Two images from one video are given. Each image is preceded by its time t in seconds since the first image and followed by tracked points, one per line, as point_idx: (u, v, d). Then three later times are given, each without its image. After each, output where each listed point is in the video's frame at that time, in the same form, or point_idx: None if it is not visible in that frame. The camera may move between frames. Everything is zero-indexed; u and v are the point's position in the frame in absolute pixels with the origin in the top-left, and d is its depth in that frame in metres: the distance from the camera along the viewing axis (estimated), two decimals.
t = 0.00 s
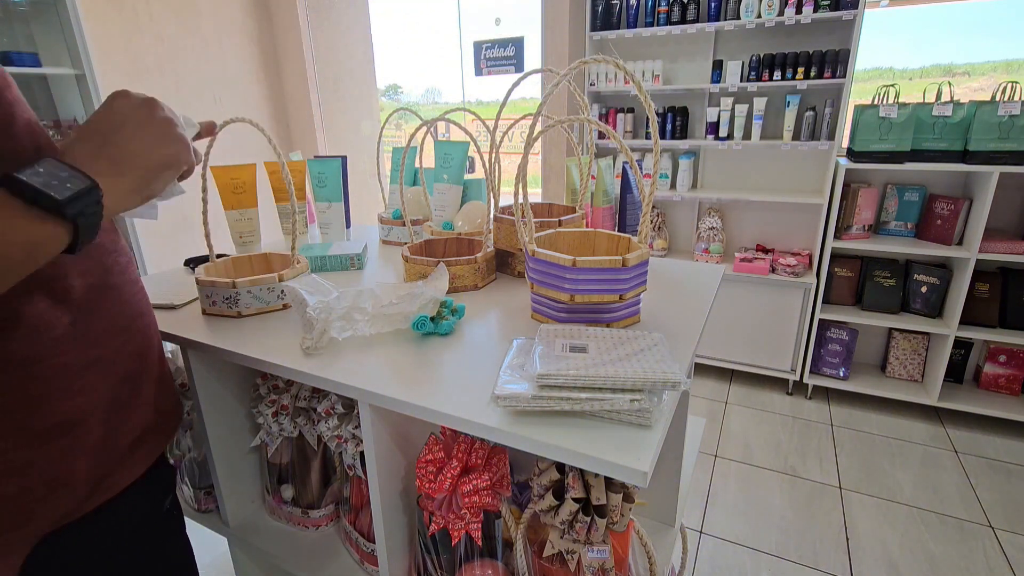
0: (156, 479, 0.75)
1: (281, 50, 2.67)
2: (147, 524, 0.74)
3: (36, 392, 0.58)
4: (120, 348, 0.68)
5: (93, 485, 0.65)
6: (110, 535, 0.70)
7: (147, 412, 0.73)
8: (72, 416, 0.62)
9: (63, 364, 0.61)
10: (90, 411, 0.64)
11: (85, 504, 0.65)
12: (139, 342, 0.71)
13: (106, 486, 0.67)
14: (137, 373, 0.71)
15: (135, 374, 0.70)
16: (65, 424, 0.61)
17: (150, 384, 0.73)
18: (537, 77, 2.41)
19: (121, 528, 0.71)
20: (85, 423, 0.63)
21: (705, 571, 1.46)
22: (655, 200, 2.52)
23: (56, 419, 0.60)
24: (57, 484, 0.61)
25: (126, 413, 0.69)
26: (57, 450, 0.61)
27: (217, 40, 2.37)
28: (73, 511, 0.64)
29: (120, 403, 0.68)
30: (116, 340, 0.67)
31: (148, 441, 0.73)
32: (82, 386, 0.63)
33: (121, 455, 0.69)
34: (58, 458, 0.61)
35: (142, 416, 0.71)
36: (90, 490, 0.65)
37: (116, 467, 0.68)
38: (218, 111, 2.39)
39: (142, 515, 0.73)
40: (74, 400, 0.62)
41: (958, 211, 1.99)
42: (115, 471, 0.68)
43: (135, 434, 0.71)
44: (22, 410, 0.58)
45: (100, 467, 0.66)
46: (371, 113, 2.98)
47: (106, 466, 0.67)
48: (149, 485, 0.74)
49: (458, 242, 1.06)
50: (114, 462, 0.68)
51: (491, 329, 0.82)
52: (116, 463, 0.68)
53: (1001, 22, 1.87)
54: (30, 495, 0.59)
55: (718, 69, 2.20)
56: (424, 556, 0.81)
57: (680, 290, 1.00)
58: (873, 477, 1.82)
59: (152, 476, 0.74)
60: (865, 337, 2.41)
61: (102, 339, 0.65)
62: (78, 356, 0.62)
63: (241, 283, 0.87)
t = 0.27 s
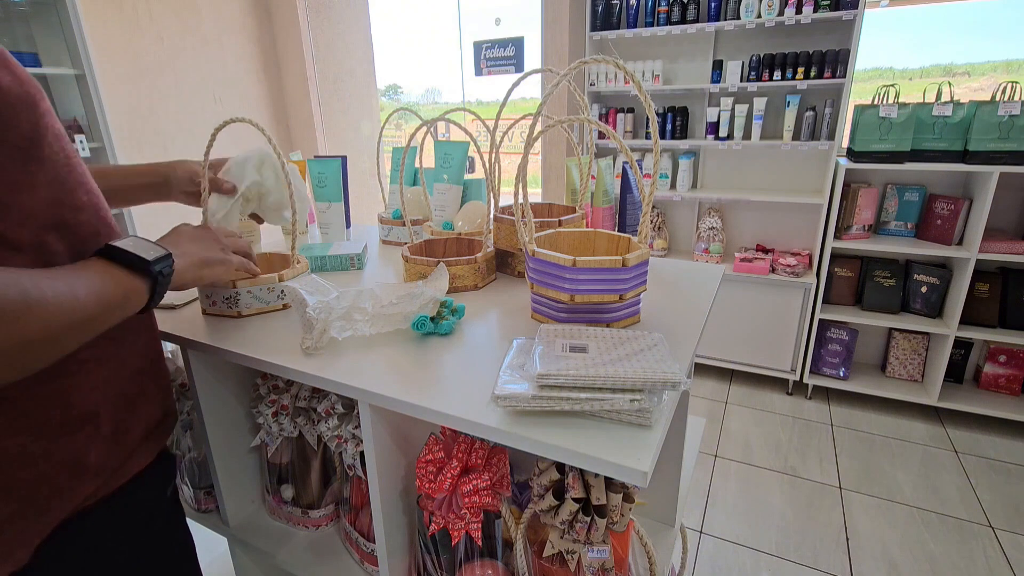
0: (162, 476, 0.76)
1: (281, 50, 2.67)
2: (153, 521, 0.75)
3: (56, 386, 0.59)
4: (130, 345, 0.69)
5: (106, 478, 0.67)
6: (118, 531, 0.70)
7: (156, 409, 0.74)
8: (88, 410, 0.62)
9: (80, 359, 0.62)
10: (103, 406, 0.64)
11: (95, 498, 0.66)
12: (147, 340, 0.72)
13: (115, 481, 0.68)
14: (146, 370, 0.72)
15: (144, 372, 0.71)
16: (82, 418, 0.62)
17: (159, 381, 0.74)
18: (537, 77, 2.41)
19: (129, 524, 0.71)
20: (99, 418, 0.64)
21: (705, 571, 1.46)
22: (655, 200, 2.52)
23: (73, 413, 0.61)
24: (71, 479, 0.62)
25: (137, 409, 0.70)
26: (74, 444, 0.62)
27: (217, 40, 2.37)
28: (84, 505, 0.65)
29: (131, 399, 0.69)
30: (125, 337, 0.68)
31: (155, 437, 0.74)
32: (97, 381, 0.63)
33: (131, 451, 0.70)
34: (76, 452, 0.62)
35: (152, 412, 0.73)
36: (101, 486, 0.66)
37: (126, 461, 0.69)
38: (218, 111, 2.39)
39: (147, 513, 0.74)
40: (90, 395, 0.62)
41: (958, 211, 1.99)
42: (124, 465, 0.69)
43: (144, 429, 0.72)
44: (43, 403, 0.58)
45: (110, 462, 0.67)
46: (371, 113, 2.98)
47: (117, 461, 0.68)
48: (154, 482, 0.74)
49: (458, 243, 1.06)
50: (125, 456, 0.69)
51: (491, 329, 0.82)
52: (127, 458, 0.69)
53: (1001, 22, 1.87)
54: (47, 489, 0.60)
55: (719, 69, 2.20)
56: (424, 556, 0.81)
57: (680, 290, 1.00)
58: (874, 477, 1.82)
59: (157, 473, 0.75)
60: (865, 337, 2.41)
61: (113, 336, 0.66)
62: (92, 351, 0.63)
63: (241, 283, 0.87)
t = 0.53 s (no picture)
0: (161, 471, 0.76)
1: (281, 50, 2.67)
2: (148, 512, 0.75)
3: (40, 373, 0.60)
4: (135, 338, 0.69)
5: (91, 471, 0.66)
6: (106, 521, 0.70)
7: (158, 404, 0.74)
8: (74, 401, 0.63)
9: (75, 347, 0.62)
10: (95, 397, 0.65)
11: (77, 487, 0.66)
12: (155, 334, 0.72)
13: (101, 474, 0.68)
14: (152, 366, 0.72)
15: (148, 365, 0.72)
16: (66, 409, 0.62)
17: (166, 375, 0.75)
18: (537, 77, 2.41)
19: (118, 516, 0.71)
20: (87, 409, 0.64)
21: (705, 571, 1.46)
22: (655, 200, 2.52)
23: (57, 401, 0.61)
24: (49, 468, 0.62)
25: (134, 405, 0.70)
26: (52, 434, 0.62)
27: (217, 40, 2.37)
28: (67, 494, 0.65)
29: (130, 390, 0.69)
30: (130, 329, 0.69)
31: (153, 432, 0.73)
32: (87, 372, 0.64)
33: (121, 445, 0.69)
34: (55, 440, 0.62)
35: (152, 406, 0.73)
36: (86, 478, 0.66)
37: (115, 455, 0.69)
38: (218, 111, 2.39)
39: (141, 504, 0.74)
40: (76, 387, 0.63)
41: (958, 211, 1.99)
42: (113, 458, 0.68)
43: (142, 424, 0.71)
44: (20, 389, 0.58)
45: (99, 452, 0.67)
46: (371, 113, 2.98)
47: (106, 453, 0.68)
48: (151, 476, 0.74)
49: (458, 243, 1.06)
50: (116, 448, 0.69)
51: (491, 329, 0.82)
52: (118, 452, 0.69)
53: (1002, 22, 1.87)
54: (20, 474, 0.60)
55: (719, 69, 2.20)
56: (424, 556, 0.81)
57: (680, 290, 1.00)
58: (873, 477, 1.82)
59: (156, 467, 0.75)
60: (865, 337, 2.41)
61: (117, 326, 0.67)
62: (87, 341, 0.63)
63: (241, 283, 0.87)
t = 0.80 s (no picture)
0: (160, 470, 0.75)
1: (280, 50, 2.67)
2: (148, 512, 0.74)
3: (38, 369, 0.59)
4: (133, 335, 0.69)
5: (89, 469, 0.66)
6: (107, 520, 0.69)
7: (156, 402, 0.73)
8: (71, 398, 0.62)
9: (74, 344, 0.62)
10: (94, 394, 0.64)
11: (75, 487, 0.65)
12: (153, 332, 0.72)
13: (99, 472, 0.67)
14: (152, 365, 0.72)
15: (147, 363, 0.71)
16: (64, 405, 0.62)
17: (165, 374, 0.74)
18: (537, 77, 2.41)
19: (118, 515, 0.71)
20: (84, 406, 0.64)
21: (705, 571, 1.46)
22: (655, 200, 2.52)
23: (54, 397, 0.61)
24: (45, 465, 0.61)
25: (133, 403, 0.70)
26: (48, 431, 0.61)
27: (217, 40, 2.37)
28: (65, 494, 0.64)
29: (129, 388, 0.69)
30: (129, 326, 0.68)
31: (152, 430, 0.73)
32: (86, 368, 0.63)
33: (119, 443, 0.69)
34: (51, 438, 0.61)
35: (151, 405, 0.72)
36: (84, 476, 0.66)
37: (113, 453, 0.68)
38: (218, 111, 2.39)
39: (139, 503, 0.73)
40: (73, 383, 0.62)
41: (958, 211, 1.99)
42: (110, 456, 0.68)
43: (141, 422, 0.71)
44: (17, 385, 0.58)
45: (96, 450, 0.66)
46: (371, 113, 2.98)
47: (103, 451, 0.67)
48: (150, 474, 0.74)
49: (458, 243, 1.06)
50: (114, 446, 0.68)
51: (491, 329, 0.82)
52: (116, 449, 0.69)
53: (1002, 22, 1.87)
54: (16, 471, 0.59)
55: (718, 69, 2.20)
56: (424, 555, 0.81)
57: (680, 290, 1.00)
58: (873, 477, 1.82)
59: (156, 466, 0.75)
60: (865, 337, 2.41)
61: (114, 323, 0.66)
62: (85, 338, 0.63)
63: (241, 284, 0.86)
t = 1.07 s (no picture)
0: (162, 470, 0.75)
1: (281, 50, 2.67)
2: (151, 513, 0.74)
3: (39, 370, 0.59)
4: (135, 335, 0.69)
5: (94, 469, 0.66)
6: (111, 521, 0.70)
7: (160, 402, 0.73)
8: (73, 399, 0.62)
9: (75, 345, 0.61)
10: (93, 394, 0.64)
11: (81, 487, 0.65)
12: (156, 332, 0.72)
13: (104, 473, 0.67)
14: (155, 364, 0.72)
15: (149, 363, 0.71)
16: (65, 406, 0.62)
17: (169, 373, 0.74)
18: (537, 77, 2.41)
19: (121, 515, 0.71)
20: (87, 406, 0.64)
21: (705, 571, 1.46)
22: (655, 200, 2.52)
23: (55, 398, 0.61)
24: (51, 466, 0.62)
25: (135, 403, 0.69)
26: (50, 432, 0.61)
27: (217, 40, 2.37)
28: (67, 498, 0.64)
29: (131, 388, 0.69)
30: (131, 326, 0.68)
31: (155, 430, 0.73)
32: (88, 369, 0.63)
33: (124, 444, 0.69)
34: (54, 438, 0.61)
35: (154, 405, 0.72)
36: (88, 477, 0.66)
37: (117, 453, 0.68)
38: (219, 111, 2.39)
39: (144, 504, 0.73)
40: (74, 384, 0.62)
41: (958, 211, 1.99)
42: (113, 457, 0.68)
43: (145, 422, 0.71)
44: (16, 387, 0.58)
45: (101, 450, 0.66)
46: (371, 113, 2.98)
47: (106, 452, 0.67)
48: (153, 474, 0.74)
49: (458, 243, 1.06)
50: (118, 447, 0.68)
51: (491, 329, 0.82)
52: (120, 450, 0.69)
53: (1002, 22, 1.87)
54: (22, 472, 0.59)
55: (718, 69, 2.20)
56: (424, 555, 0.81)
57: (679, 290, 1.00)
58: (874, 477, 1.82)
59: (159, 466, 0.75)
60: (865, 337, 2.41)
61: (117, 322, 0.66)
62: (83, 338, 0.62)
63: (248, 285, 0.86)
